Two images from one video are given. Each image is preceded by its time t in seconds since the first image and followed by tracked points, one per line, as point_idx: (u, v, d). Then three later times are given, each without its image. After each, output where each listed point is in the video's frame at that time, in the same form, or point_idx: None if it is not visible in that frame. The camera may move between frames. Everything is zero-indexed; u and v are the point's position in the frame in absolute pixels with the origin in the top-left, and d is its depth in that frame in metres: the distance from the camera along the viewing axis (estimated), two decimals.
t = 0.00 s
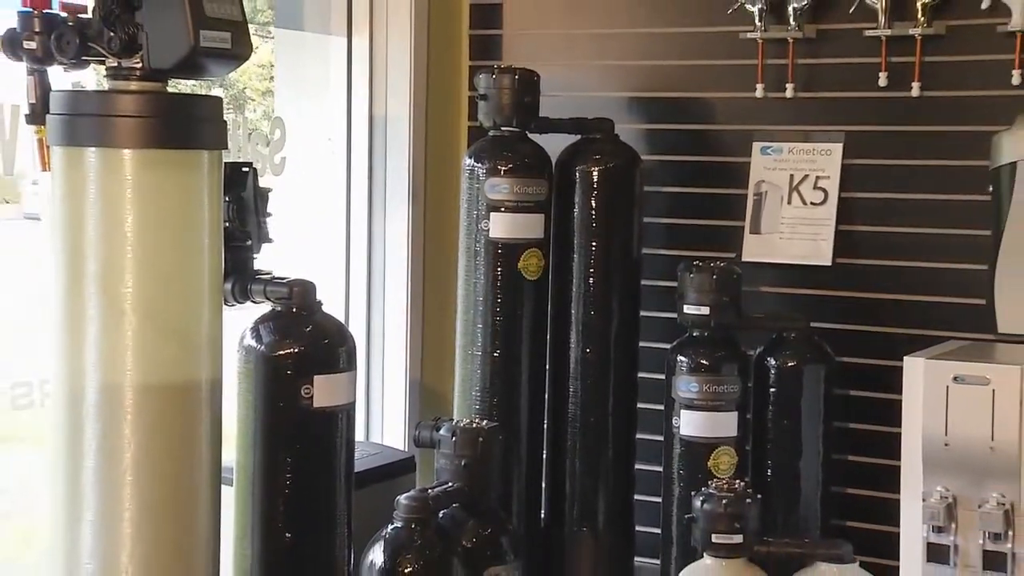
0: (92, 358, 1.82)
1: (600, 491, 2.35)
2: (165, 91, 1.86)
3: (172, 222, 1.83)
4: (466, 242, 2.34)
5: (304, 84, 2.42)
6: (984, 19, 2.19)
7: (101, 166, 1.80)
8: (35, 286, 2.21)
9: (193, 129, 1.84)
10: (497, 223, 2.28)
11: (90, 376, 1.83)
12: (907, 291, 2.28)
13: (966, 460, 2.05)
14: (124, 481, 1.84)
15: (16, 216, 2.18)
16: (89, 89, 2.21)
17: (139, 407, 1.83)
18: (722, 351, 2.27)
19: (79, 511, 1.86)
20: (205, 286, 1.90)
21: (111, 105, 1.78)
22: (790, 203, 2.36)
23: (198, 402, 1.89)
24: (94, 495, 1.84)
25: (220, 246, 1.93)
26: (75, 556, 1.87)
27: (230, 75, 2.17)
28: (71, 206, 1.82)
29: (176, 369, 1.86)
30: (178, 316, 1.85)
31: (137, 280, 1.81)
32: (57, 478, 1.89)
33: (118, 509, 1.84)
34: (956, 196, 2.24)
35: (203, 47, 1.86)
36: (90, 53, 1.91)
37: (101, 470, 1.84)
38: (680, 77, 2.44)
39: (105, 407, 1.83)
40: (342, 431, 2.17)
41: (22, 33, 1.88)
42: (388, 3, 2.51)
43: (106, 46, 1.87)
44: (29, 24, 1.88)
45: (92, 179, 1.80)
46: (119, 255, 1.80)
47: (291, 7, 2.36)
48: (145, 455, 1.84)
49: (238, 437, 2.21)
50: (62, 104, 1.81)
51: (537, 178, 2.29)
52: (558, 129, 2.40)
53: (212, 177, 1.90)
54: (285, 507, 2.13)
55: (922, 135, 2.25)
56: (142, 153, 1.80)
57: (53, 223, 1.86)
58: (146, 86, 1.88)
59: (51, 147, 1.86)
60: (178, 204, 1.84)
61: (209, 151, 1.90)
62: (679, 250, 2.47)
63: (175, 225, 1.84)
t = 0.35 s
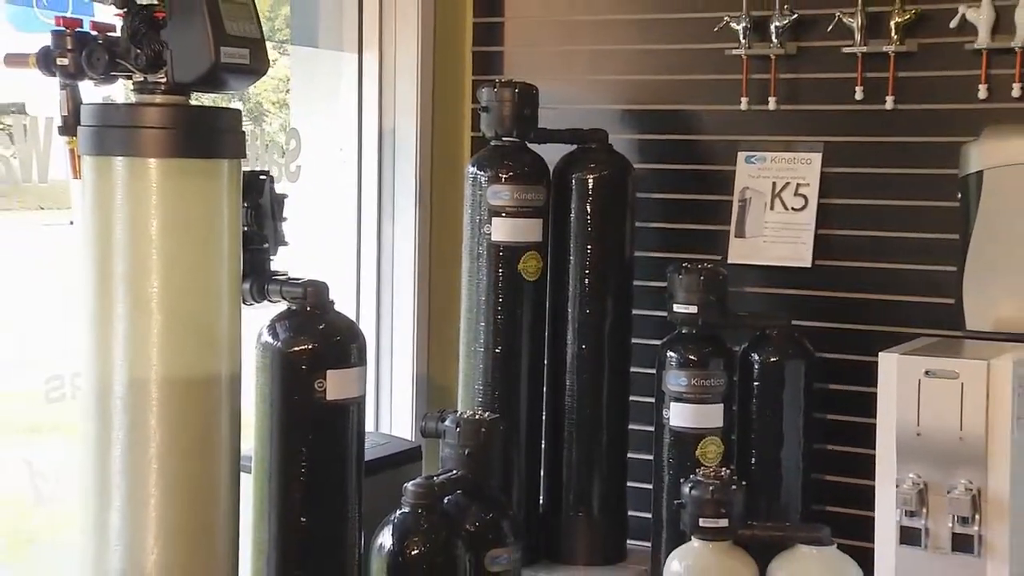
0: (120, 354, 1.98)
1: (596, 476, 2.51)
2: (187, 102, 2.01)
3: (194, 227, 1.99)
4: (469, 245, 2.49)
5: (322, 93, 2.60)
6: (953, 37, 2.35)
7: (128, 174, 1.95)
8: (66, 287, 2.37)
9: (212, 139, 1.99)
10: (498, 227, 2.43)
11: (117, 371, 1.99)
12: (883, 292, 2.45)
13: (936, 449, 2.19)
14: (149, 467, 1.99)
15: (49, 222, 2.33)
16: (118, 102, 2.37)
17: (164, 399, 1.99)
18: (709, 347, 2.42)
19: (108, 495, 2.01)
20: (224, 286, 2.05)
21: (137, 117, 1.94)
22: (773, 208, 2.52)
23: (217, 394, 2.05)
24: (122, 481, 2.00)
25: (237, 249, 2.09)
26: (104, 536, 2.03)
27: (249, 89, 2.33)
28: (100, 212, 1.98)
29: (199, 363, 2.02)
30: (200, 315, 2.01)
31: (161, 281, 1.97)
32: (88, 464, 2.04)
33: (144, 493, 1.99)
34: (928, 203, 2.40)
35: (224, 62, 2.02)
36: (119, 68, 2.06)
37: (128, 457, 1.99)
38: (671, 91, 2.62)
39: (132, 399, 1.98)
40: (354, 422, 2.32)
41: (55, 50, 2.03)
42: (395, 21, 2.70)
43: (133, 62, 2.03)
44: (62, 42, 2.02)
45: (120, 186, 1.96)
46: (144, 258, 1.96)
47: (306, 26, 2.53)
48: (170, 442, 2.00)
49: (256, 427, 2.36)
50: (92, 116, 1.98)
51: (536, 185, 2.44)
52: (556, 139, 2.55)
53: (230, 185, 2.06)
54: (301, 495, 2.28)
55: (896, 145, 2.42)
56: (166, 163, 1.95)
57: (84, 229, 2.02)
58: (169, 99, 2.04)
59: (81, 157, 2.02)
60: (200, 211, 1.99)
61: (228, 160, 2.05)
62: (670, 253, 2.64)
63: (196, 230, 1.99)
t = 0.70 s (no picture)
0: (143, 348, 2.10)
1: (592, 466, 2.65)
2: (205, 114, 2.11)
3: (214, 230, 2.11)
4: (472, 247, 2.64)
5: (330, 105, 2.76)
6: (926, 52, 2.51)
7: (151, 180, 2.07)
8: (94, 288, 2.46)
9: (231, 148, 2.11)
10: (499, 230, 2.58)
11: (140, 365, 2.10)
12: (861, 291, 2.60)
13: (912, 439, 2.28)
14: (169, 457, 2.11)
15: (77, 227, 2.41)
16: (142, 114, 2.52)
17: (184, 392, 2.10)
18: (698, 343, 2.57)
19: (131, 483, 2.13)
20: (241, 287, 2.17)
21: (159, 127, 2.06)
22: (759, 213, 2.69)
23: (234, 389, 2.17)
24: (144, 470, 2.12)
25: (253, 251, 2.21)
26: (128, 522, 2.14)
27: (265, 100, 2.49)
28: (124, 217, 2.10)
29: (216, 359, 2.13)
30: (217, 313, 2.13)
31: (182, 280, 2.09)
32: (113, 454, 2.16)
33: (165, 481, 2.11)
34: (903, 208, 2.55)
35: (241, 76, 2.10)
36: (142, 81, 2.19)
37: (150, 449, 2.11)
38: (662, 103, 2.79)
39: (153, 392, 2.10)
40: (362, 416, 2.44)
41: (83, 64, 2.16)
42: (403, 42, 2.89)
43: (155, 75, 2.15)
44: (89, 57, 2.16)
45: (143, 192, 2.08)
46: (166, 258, 2.08)
47: (318, 43, 2.72)
48: (188, 434, 2.11)
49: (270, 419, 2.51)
50: (117, 126, 2.11)
51: (535, 191, 2.59)
52: (554, 147, 2.71)
53: (246, 191, 2.18)
54: (313, 484, 2.39)
55: (873, 153, 2.58)
56: (187, 170, 2.07)
57: (109, 233, 2.14)
58: (189, 110, 2.13)
59: (105, 164, 2.15)
60: (217, 217, 2.10)
61: (245, 169, 2.17)
62: (661, 255, 2.81)
63: (216, 232, 2.11)
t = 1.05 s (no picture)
0: (157, 347, 2.19)
1: (589, 461, 2.77)
2: (217, 121, 2.19)
3: (226, 231, 2.19)
4: (473, 249, 2.75)
5: (336, 115, 2.91)
6: (909, 63, 2.64)
7: (166, 186, 2.16)
8: (116, 287, 2.51)
9: (243, 154, 2.20)
10: (500, 233, 2.68)
11: (155, 363, 2.19)
12: (846, 290, 2.73)
13: (895, 434, 2.36)
14: (184, 450, 2.19)
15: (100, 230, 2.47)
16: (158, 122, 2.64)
17: (198, 390, 2.19)
18: (690, 340, 2.67)
19: (148, 476, 2.22)
20: (251, 288, 2.25)
21: (173, 134, 2.15)
22: (749, 216, 2.82)
23: (246, 386, 2.25)
24: (161, 462, 2.20)
25: (264, 253, 2.29)
26: (145, 512, 2.22)
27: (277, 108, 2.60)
28: (140, 221, 2.19)
29: (228, 356, 2.21)
30: (229, 311, 2.20)
31: (197, 280, 2.17)
32: (130, 446, 2.24)
33: (181, 474, 2.19)
34: (886, 211, 2.68)
35: (252, 84, 2.19)
36: (158, 91, 2.26)
37: (167, 442, 2.20)
38: (657, 110, 2.93)
39: (168, 389, 2.19)
40: (367, 412, 2.48)
41: (102, 74, 2.26)
42: (408, 50, 3.01)
43: (171, 84, 2.23)
44: (108, 67, 2.25)
45: (158, 198, 2.17)
46: (180, 260, 2.17)
47: (326, 54, 2.88)
48: (202, 428, 2.20)
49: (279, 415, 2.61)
50: (134, 134, 2.19)
51: (534, 195, 2.70)
52: (553, 154, 2.83)
53: (257, 194, 2.26)
54: (321, 475, 2.44)
55: (858, 160, 2.71)
56: (202, 175, 2.16)
57: (126, 237, 2.23)
58: (202, 117, 2.21)
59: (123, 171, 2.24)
60: (228, 219, 2.19)
61: (256, 173, 2.25)
62: (656, 256, 2.95)
63: (228, 233, 2.19)
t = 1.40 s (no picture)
0: (161, 347, 2.21)
1: (588, 460, 2.80)
2: (222, 123, 2.22)
3: (229, 232, 2.21)
4: (473, 250, 2.78)
5: (338, 117, 2.94)
6: (905, 65, 2.67)
7: (169, 187, 2.19)
8: (118, 287, 2.52)
9: (247, 156, 2.23)
10: (500, 233, 2.71)
11: (159, 363, 2.22)
12: (843, 290, 2.76)
13: (891, 432, 2.38)
14: (187, 448, 2.22)
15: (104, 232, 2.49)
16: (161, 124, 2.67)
17: (200, 389, 2.21)
18: (688, 339, 2.70)
19: (150, 474, 2.24)
20: (253, 288, 2.27)
21: (179, 136, 2.17)
22: (746, 216, 2.85)
23: (249, 385, 2.27)
24: (163, 460, 2.23)
25: (267, 253, 2.31)
26: (148, 510, 2.25)
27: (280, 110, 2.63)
28: (144, 221, 2.21)
29: (231, 356, 2.24)
30: (232, 311, 2.23)
31: (200, 281, 2.19)
32: (134, 445, 2.26)
33: (183, 472, 2.22)
34: (883, 212, 2.71)
35: (255, 87, 2.21)
36: (161, 93, 2.29)
37: (169, 440, 2.22)
38: (655, 112, 2.96)
39: (172, 388, 2.21)
40: (369, 410, 2.50)
41: (107, 76, 2.26)
42: (409, 53, 3.03)
43: (174, 87, 2.25)
44: (113, 69, 2.25)
45: (162, 199, 2.19)
46: (184, 262, 2.19)
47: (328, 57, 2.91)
48: (204, 427, 2.22)
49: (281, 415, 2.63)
50: (138, 135, 2.22)
51: (534, 196, 2.72)
52: (552, 155, 2.86)
53: (260, 195, 2.29)
54: (323, 474, 2.46)
55: (855, 161, 2.74)
56: (205, 176, 2.18)
57: (130, 237, 2.25)
58: (207, 120, 2.24)
59: (127, 172, 2.26)
60: (232, 220, 2.21)
61: (258, 175, 2.28)
62: (654, 257, 2.98)
63: (231, 234, 2.21)
